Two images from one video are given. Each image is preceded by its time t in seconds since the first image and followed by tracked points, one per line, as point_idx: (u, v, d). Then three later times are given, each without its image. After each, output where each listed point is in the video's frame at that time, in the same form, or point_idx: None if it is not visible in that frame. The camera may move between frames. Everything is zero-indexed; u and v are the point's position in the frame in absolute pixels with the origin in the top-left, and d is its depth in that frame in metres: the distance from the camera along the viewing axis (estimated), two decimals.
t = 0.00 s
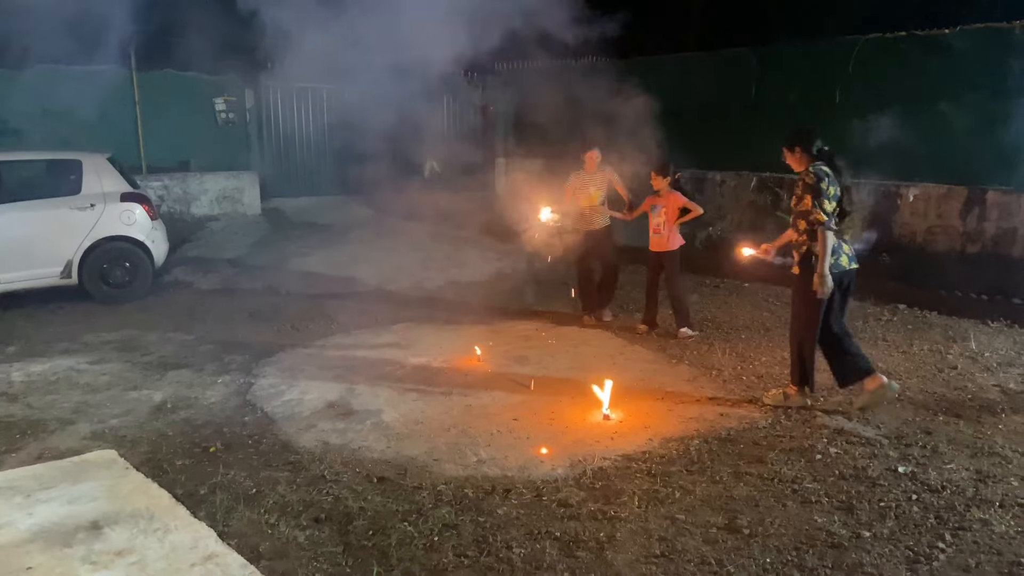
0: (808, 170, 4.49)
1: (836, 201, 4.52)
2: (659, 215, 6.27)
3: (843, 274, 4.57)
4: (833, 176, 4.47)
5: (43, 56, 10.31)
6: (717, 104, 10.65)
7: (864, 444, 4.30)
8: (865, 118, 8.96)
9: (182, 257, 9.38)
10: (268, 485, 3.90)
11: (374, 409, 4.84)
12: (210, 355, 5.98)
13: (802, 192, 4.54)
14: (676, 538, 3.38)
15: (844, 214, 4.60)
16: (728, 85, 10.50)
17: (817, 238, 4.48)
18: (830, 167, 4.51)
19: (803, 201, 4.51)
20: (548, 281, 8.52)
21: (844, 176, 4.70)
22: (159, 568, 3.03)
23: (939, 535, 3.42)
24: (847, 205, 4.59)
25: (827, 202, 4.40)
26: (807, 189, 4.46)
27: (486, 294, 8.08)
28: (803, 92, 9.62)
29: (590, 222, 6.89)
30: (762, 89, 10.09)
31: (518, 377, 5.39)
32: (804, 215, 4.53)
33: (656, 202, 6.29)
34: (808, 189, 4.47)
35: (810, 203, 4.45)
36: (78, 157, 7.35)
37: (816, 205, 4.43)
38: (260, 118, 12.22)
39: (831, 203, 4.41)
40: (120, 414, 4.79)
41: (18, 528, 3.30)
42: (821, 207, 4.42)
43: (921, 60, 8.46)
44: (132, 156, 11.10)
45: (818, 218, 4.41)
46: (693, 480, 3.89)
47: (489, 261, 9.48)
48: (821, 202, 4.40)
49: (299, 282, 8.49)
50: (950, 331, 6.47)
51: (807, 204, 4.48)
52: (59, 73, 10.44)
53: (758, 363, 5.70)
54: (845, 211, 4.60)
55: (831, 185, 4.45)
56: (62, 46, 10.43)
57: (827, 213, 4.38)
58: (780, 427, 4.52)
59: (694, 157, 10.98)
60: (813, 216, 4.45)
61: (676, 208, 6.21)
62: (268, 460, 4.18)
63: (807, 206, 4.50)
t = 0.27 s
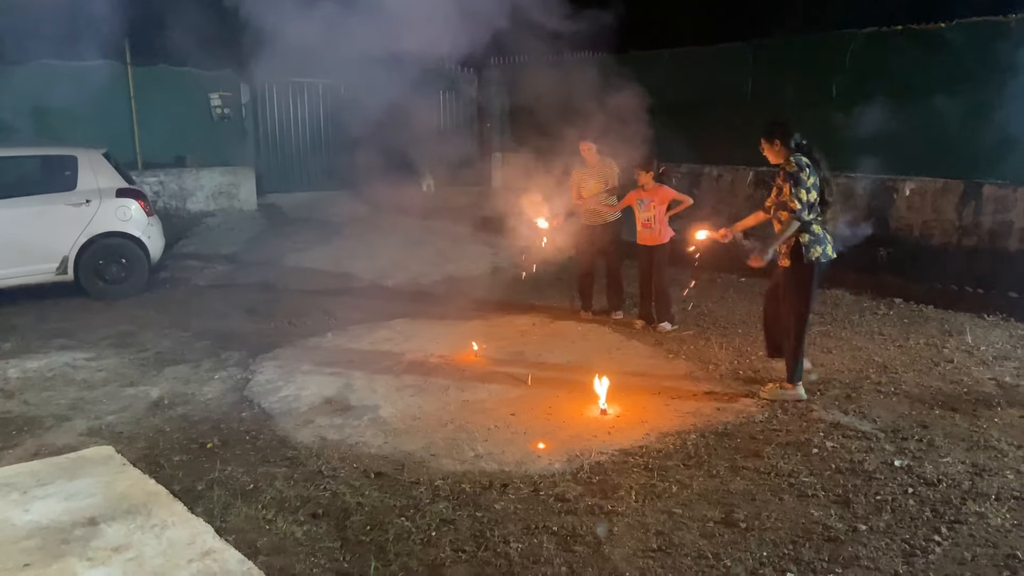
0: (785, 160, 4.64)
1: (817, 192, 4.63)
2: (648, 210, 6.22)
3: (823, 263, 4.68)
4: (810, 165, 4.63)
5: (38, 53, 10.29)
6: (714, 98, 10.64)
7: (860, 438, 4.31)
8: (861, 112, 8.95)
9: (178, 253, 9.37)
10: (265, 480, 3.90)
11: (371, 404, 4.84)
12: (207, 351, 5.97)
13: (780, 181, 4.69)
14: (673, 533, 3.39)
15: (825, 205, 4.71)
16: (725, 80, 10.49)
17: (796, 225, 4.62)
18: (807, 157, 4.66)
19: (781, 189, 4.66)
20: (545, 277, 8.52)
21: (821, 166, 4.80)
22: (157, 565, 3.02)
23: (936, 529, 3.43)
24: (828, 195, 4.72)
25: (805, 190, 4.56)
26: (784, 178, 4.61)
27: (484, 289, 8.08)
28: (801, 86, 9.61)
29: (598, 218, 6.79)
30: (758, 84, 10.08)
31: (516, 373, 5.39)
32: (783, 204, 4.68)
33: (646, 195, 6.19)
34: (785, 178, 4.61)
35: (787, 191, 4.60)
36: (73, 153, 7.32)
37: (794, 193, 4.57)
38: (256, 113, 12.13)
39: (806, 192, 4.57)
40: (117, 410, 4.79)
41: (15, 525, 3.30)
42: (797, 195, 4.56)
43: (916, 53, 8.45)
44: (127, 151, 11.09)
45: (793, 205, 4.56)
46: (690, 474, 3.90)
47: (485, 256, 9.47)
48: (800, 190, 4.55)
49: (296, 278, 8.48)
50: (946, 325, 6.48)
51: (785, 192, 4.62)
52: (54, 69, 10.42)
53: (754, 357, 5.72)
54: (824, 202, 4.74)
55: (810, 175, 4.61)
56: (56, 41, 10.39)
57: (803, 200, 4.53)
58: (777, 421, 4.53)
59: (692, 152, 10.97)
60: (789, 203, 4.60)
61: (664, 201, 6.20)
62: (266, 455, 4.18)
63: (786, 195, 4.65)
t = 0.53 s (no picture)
0: (769, 155, 4.66)
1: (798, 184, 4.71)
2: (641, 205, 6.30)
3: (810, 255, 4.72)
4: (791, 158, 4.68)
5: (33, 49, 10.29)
6: (712, 92, 10.63)
7: (858, 431, 4.31)
8: (860, 105, 8.95)
9: (177, 249, 9.36)
10: (264, 475, 3.90)
11: (370, 399, 4.84)
12: (206, 346, 5.97)
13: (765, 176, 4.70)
14: (671, 526, 3.40)
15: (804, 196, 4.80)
16: (724, 73, 10.47)
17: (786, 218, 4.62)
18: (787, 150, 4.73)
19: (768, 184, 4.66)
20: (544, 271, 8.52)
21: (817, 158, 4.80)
22: (155, 560, 3.03)
23: (933, 522, 3.43)
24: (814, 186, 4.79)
25: (792, 183, 4.59)
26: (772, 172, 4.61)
27: (482, 284, 8.08)
28: (799, 79, 9.60)
29: (602, 215, 6.72)
30: (757, 77, 10.06)
31: (514, 368, 5.38)
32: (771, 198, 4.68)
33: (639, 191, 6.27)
34: (773, 172, 4.62)
35: (776, 185, 4.60)
36: (70, 148, 7.30)
37: (783, 187, 4.57)
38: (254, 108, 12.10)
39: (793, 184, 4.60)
40: (116, 406, 4.79)
41: (14, 521, 3.30)
42: (786, 188, 4.58)
43: (914, 46, 8.44)
44: (125, 148, 11.05)
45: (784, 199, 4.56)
46: (689, 468, 3.90)
47: (484, 251, 9.47)
48: (788, 183, 4.56)
49: (295, 273, 8.48)
50: (944, 319, 6.48)
51: (774, 186, 4.63)
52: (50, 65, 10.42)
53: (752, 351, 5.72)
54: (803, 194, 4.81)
55: (792, 168, 4.65)
56: (52, 36, 10.36)
57: (793, 192, 4.54)
58: (775, 415, 4.54)
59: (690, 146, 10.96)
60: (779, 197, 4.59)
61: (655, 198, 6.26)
62: (265, 451, 4.18)
63: (773, 189, 4.65)
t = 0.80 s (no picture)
0: (760, 148, 4.75)
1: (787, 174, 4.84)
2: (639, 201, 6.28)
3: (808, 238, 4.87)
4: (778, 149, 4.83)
5: (33, 45, 10.27)
6: (711, 88, 10.62)
7: (857, 426, 4.32)
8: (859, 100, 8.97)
9: (175, 246, 9.35)
10: (264, 471, 3.90)
11: (369, 395, 4.84)
12: (205, 343, 5.97)
13: (758, 170, 4.78)
14: (670, 521, 3.40)
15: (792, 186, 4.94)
16: (723, 69, 10.46)
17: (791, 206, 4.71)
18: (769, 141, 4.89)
19: (767, 176, 4.73)
20: (542, 268, 8.52)
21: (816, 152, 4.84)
22: (154, 556, 3.03)
23: (931, 515, 3.44)
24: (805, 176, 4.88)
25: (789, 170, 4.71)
26: (770, 163, 4.71)
27: (481, 280, 8.07)
28: (798, 75, 9.60)
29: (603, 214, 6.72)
30: (756, 73, 10.05)
31: (513, 363, 5.38)
32: (769, 190, 4.75)
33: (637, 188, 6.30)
34: (770, 163, 4.71)
35: (776, 175, 4.69)
36: (68, 145, 7.29)
37: (782, 175, 4.68)
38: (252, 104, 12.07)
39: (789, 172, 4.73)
40: (115, 402, 4.79)
41: (13, 518, 3.30)
42: (785, 176, 4.69)
43: (914, 41, 8.46)
44: (123, 144, 11.03)
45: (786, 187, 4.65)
46: (688, 463, 3.91)
47: (483, 247, 9.46)
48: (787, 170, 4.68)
49: (293, 270, 8.48)
50: (943, 314, 6.48)
51: (772, 176, 4.71)
52: (49, 61, 10.40)
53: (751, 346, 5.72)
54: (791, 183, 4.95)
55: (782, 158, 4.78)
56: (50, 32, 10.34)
57: (794, 179, 4.66)
58: (773, 410, 4.55)
59: (689, 141, 10.95)
60: (781, 187, 4.67)
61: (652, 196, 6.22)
62: (264, 447, 4.18)
63: (770, 180, 4.74)
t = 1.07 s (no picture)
0: (757, 147, 4.74)
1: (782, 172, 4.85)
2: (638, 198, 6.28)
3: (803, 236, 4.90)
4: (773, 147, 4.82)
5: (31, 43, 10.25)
6: (711, 84, 10.61)
7: (857, 422, 4.32)
8: (859, 96, 8.96)
9: (175, 244, 9.35)
10: (264, 469, 3.91)
11: (369, 393, 4.84)
12: (204, 341, 5.97)
13: (755, 168, 4.77)
14: (670, 518, 3.40)
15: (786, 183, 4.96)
16: (722, 65, 10.45)
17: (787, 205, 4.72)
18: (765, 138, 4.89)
19: (764, 175, 4.73)
20: (542, 265, 8.51)
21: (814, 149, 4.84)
22: (154, 555, 3.03)
23: (931, 512, 3.44)
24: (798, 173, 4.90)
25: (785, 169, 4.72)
26: (767, 161, 4.70)
27: (481, 277, 8.07)
28: (798, 71, 9.59)
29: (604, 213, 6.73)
30: (755, 69, 10.04)
31: (513, 361, 5.38)
32: (765, 188, 4.76)
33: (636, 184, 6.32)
34: (767, 162, 4.71)
35: (773, 174, 4.70)
36: (67, 143, 7.28)
37: (779, 174, 4.68)
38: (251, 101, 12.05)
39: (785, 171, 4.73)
40: (115, 400, 4.79)
41: (14, 516, 3.30)
42: (782, 175, 4.69)
43: (913, 38, 8.46)
44: (123, 142, 11.00)
45: (783, 186, 4.66)
46: (688, 460, 3.91)
47: (483, 244, 9.47)
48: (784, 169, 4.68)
49: (293, 267, 8.48)
50: (943, 310, 6.48)
51: (769, 175, 4.72)
52: (48, 59, 10.38)
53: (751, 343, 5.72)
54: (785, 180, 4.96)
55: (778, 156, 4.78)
56: (49, 30, 10.32)
57: (790, 178, 4.67)
58: (773, 406, 4.55)
59: (689, 138, 10.93)
60: (778, 185, 4.69)
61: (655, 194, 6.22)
62: (264, 445, 4.18)
63: (766, 178, 4.75)
